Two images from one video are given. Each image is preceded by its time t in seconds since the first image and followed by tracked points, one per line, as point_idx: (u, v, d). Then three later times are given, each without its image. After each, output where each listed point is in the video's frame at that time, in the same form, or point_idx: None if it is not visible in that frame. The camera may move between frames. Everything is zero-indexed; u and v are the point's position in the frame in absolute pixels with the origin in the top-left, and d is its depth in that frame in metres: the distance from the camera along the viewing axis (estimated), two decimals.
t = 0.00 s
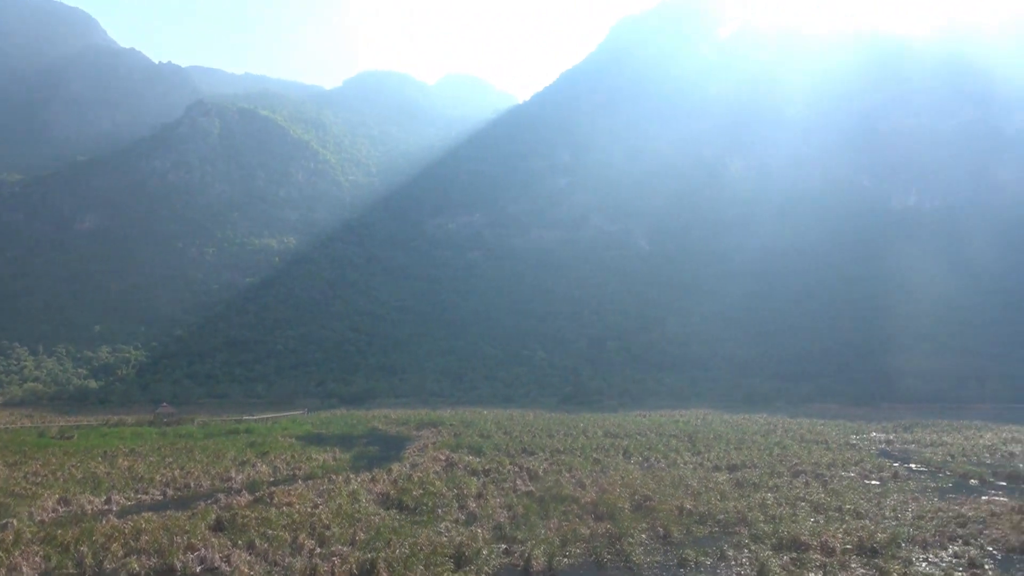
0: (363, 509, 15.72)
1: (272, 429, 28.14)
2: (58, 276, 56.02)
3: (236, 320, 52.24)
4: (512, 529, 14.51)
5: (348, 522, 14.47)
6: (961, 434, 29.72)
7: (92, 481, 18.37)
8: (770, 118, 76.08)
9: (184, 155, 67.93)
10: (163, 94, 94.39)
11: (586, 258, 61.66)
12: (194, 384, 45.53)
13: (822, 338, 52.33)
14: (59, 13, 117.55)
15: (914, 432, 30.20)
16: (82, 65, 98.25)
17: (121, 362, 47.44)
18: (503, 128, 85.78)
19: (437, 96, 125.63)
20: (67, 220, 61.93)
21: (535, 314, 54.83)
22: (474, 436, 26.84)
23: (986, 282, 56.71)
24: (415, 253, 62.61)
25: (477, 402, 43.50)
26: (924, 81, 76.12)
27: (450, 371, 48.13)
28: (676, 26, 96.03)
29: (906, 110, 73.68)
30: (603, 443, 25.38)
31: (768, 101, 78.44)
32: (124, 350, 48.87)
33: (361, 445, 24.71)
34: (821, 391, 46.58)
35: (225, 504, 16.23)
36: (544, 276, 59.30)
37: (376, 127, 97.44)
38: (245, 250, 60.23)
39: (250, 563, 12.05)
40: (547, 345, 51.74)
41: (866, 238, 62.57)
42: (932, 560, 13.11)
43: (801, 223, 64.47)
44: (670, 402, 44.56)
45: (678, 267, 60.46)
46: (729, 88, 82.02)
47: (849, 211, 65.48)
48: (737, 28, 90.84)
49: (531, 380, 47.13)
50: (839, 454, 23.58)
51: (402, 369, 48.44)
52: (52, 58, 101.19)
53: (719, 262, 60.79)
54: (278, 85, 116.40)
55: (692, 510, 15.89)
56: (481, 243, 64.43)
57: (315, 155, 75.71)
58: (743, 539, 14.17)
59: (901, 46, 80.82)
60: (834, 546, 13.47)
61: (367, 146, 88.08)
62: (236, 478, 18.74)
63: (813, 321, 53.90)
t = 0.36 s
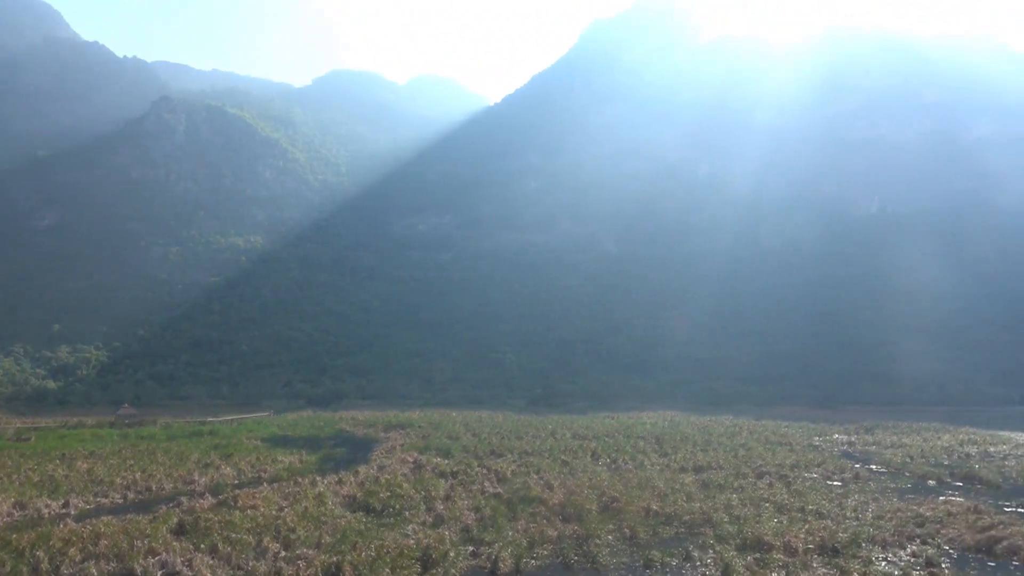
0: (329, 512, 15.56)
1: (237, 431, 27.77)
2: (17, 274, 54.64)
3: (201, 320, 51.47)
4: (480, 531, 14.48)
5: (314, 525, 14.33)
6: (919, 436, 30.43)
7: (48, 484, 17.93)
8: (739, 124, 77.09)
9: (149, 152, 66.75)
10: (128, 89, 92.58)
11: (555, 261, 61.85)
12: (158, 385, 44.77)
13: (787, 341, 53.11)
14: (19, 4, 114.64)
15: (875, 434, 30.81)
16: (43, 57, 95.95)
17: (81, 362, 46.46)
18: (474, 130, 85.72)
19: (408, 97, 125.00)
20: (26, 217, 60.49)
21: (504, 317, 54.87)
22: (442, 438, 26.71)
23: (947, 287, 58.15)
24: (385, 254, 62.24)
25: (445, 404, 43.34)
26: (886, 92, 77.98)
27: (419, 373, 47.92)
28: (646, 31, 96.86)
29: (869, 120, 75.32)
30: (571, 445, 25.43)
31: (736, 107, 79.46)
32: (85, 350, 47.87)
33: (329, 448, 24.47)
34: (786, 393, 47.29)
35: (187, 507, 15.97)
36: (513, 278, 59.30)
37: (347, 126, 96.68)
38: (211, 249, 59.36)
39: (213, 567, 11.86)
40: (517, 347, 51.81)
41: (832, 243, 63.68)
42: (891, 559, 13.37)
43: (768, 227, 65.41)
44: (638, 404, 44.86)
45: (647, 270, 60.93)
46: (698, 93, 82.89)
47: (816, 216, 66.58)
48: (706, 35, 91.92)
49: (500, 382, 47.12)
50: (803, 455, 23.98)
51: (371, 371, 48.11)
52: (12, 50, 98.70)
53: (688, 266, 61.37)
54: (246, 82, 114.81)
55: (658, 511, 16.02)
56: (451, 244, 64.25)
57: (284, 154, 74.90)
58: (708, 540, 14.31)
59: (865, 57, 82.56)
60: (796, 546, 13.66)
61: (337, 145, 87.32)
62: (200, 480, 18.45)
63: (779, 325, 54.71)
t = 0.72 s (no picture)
0: (295, 514, 15.39)
1: (201, 433, 27.32)
2: None
3: (166, 319, 50.62)
4: (447, 533, 14.43)
5: (279, 527, 14.18)
6: (881, 438, 30.96)
7: (3, 487, 17.47)
8: (708, 130, 77.92)
9: (113, 148, 65.47)
10: (92, 83, 90.71)
11: (526, 263, 61.91)
12: (120, 386, 43.93)
13: (754, 344, 53.76)
14: None
15: (838, 437, 31.30)
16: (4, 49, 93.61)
17: (40, 362, 45.41)
18: (446, 132, 85.45)
19: (379, 96, 124.22)
20: None
21: (474, 319, 54.79)
22: (411, 440, 26.57)
23: (910, 292, 59.45)
24: (354, 254, 61.76)
25: (414, 405, 43.12)
26: (853, 100, 79.46)
27: (388, 374, 47.63)
28: (618, 36, 97.48)
29: (836, 128, 76.72)
30: (539, 448, 25.43)
31: (707, 113, 80.34)
32: (45, 349, 46.81)
33: (295, 449, 24.20)
34: (752, 396, 47.89)
35: (149, 510, 15.68)
36: (484, 280, 59.25)
37: (316, 124, 95.74)
38: (177, 248, 58.40)
39: (176, 571, 11.66)
40: (487, 349, 51.75)
41: (800, 248, 64.64)
42: (852, 559, 13.58)
43: (738, 232, 66.18)
44: (607, 406, 45.07)
45: (617, 273, 61.25)
46: (669, 99, 83.56)
47: (783, 221, 67.53)
48: (678, 41, 92.81)
49: (469, 384, 47.02)
50: (768, 457, 24.25)
51: (339, 372, 47.70)
52: None
53: (658, 269, 61.88)
54: (215, 78, 113.25)
55: (625, 513, 16.10)
56: (421, 245, 63.97)
57: (253, 152, 73.98)
58: (674, 541, 14.44)
59: (832, 67, 84.09)
60: (760, 546, 13.84)
61: (306, 144, 86.41)
62: (162, 483, 18.14)
63: (746, 328, 55.38)
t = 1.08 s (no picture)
0: (260, 517, 15.21)
1: (165, 434, 26.86)
2: None
3: (129, 318, 49.70)
4: (415, 536, 14.36)
5: (244, 531, 13.98)
6: (844, 440, 31.48)
7: None
8: (678, 135, 78.72)
9: (76, 144, 64.10)
10: (54, 77, 88.70)
11: (496, 265, 61.90)
12: (81, 386, 43.03)
13: (722, 348, 54.34)
14: None
15: (802, 438, 31.78)
16: None
17: None
18: (417, 132, 85.13)
19: (350, 95, 123.17)
20: None
21: (444, 321, 54.63)
22: (379, 441, 26.38)
23: (874, 298, 60.61)
24: (324, 254, 61.21)
25: (383, 407, 42.85)
26: (820, 108, 80.79)
27: (357, 375, 47.29)
28: (588, 40, 98.07)
29: (802, 134, 78.05)
30: (508, 449, 25.42)
31: (677, 118, 81.06)
32: (2, 348, 45.68)
33: (261, 451, 23.91)
34: (720, 398, 48.42)
35: (109, 513, 15.37)
36: (454, 282, 59.11)
37: (286, 123, 94.64)
38: (141, 246, 57.36)
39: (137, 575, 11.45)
40: (457, 351, 51.65)
41: (768, 252, 65.51)
42: (815, 560, 13.79)
43: (707, 236, 66.91)
44: (576, 408, 45.22)
45: (588, 275, 61.57)
46: (639, 103, 84.25)
47: (751, 226, 68.44)
48: (649, 46, 93.51)
49: (439, 386, 46.87)
50: (734, 459, 24.55)
51: (307, 373, 47.24)
52: None
53: (627, 272, 62.26)
54: (182, 74, 111.29)
55: (593, 515, 16.17)
56: (391, 246, 63.60)
57: (221, 149, 72.97)
58: (641, 542, 14.53)
59: (799, 75, 85.43)
60: (725, 547, 13.99)
61: (276, 142, 85.39)
62: (124, 486, 17.79)
63: (714, 331, 55.96)
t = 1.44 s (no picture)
0: (225, 521, 14.99)
1: (127, 436, 26.39)
2: None
3: (91, 317, 48.74)
4: (382, 539, 14.28)
5: (208, 535, 13.78)
6: (809, 443, 31.95)
7: None
8: (648, 138, 79.15)
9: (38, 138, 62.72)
10: (16, 70, 86.65)
11: (467, 267, 61.82)
12: (40, 386, 42.08)
13: (691, 351, 54.83)
14: None
15: (767, 440, 32.23)
16: None
17: None
18: (387, 132, 84.64)
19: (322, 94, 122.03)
20: None
21: (414, 322, 54.42)
22: (347, 444, 26.17)
23: (837, 303, 61.80)
24: (293, 254, 60.60)
25: (351, 409, 42.52)
26: (788, 114, 81.92)
27: (325, 376, 46.88)
28: (559, 41, 98.25)
29: (770, 140, 79.05)
30: (477, 452, 25.35)
31: (648, 122, 81.66)
32: None
33: (226, 453, 23.57)
34: (688, 400, 48.90)
35: (67, 517, 15.04)
36: (425, 284, 58.87)
37: (256, 120, 93.48)
38: (105, 243, 56.30)
39: None
40: (427, 353, 51.50)
41: (737, 256, 66.29)
42: (779, 560, 13.98)
43: (677, 240, 67.53)
44: (545, 410, 45.30)
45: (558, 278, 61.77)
46: (610, 107, 84.65)
47: (719, 231, 69.13)
48: (621, 50, 94.07)
49: (408, 387, 46.65)
50: (701, 461, 24.82)
51: (274, 373, 46.71)
52: None
53: (598, 275, 62.54)
54: (150, 70, 109.42)
55: (562, 517, 16.23)
56: (362, 247, 63.17)
57: (188, 147, 71.90)
58: (609, 544, 14.59)
59: (768, 81, 86.60)
60: (691, 549, 14.12)
61: (245, 140, 84.35)
62: (83, 489, 17.43)
63: (683, 335, 56.44)
